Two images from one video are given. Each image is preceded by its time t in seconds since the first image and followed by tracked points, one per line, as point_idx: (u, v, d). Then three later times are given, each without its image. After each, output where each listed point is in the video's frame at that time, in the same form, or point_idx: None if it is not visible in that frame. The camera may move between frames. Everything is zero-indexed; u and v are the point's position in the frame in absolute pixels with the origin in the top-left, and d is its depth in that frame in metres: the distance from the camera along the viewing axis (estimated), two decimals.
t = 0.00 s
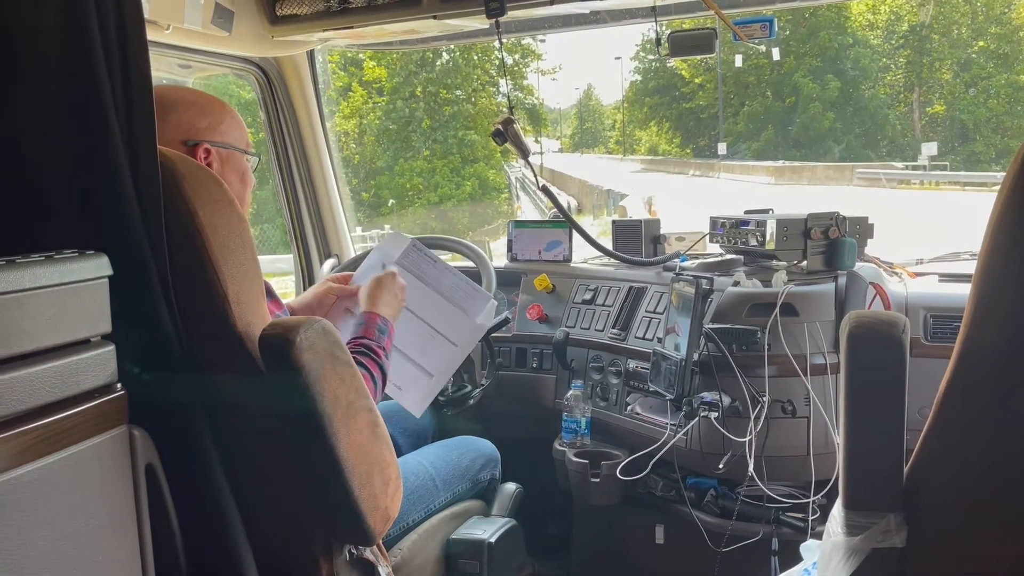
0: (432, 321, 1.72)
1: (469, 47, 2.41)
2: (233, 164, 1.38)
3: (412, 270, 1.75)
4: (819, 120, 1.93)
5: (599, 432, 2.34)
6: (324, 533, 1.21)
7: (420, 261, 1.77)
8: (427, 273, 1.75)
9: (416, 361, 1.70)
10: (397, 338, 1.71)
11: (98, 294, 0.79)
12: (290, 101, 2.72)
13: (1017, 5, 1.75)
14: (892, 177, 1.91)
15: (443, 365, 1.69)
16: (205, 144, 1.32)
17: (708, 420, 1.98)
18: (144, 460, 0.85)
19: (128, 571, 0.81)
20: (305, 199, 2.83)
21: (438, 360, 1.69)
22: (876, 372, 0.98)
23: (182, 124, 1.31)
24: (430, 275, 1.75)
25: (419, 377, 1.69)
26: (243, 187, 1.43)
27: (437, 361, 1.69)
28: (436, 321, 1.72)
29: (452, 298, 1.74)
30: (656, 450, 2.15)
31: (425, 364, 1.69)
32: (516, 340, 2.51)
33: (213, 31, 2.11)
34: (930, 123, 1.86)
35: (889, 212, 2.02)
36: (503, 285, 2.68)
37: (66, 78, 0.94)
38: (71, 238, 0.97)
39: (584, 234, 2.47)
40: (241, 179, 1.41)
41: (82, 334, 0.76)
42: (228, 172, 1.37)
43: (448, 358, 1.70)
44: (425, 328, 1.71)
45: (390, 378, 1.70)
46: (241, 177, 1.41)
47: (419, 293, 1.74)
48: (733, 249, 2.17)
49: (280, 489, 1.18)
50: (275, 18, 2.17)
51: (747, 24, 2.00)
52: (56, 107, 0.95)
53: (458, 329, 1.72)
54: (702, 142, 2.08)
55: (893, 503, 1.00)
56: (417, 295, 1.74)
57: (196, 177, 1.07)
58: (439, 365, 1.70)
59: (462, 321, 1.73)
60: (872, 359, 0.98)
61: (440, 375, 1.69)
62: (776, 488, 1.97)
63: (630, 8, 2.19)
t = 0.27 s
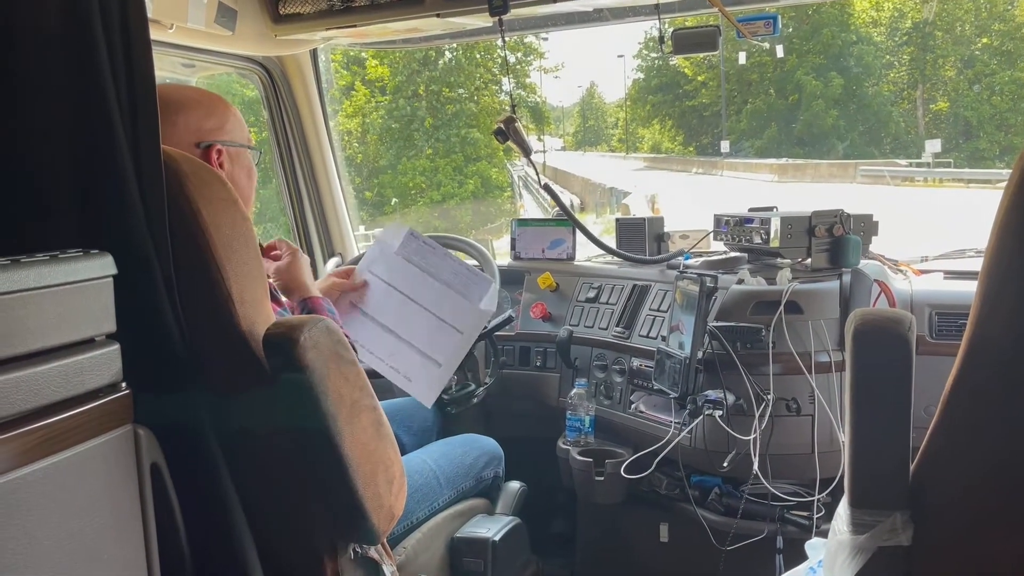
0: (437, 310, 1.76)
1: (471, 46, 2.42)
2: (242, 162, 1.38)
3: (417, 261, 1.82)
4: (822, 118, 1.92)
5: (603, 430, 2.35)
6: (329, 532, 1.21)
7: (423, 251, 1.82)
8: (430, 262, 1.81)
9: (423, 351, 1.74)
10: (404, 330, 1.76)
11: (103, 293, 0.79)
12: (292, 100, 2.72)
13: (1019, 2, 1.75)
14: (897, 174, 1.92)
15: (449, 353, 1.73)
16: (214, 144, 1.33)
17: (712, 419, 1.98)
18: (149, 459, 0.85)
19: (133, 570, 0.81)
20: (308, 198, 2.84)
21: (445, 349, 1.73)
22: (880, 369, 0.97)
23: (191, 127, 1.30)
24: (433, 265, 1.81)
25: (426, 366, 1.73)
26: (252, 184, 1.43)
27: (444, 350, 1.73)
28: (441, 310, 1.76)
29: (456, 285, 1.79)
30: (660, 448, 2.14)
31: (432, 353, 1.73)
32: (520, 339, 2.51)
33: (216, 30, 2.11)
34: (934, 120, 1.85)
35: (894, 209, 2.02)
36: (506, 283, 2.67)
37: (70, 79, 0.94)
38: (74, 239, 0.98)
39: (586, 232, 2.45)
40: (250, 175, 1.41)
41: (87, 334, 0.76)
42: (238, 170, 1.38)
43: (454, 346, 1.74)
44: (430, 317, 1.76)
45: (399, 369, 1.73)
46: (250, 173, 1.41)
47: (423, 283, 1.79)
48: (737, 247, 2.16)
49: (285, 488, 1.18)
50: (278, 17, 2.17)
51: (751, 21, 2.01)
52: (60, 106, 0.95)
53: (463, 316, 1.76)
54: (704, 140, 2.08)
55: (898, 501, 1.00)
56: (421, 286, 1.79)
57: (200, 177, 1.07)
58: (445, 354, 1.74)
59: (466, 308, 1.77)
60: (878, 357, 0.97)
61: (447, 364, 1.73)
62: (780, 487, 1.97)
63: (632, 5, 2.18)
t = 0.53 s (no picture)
0: (438, 312, 1.82)
1: (472, 44, 2.41)
2: (249, 159, 1.38)
3: (418, 271, 1.90)
4: (823, 115, 1.92)
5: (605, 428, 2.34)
6: (331, 530, 1.21)
7: (424, 264, 1.91)
8: (431, 271, 1.89)
9: (424, 348, 1.76)
10: (405, 329, 1.78)
11: (104, 292, 0.79)
12: (293, 98, 2.72)
13: None
14: (899, 171, 1.91)
15: (451, 348, 1.76)
16: (222, 144, 1.32)
17: (714, 416, 1.98)
18: (150, 458, 0.85)
19: (135, 569, 0.81)
20: (309, 196, 2.83)
21: (446, 345, 1.76)
22: (883, 366, 0.97)
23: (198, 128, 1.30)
24: (434, 274, 1.89)
25: (427, 361, 1.74)
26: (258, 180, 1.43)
27: (446, 345, 1.76)
28: (442, 312, 1.82)
29: (457, 290, 1.86)
30: (662, 446, 2.14)
31: (434, 349, 1.75)
32: (521, 337, 2.51)
33: (217, 28, 2.11)
34: (936, 117, 1.85)
35: (896, 206, 2.01)
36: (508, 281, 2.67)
37: (70, 78, 0.94)
38: (74, 237, 0.97)
39: (587, 229, 2.44)
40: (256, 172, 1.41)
41: (88, 332, 0.76)
42: (246, 169, 1.38)
43: (456, 342, 1.77)
44: (432, 318, 1.80)
45: (399, 365, 1.73)
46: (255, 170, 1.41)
47: (425, 289, 1.86)
48: (738, 245, 2.15)
49: (286, 486, 1.18)
50: (278, 15, 2.17)
51: (752, 19, 2.00)
52: (60, 106, 0.95)
53: (464, 317, 1.82)
54: (706, 138, 2.09)
55: (901, 498, 1.00)
56: (422, 291, 1.85)
57: (202, 176, 1.06)
58: (447, 350, 1.76)
59: (468, 309, 1.83)
60: (881, 355, 0.97)
61: (448, 359, 1.74)
62: (782, 484, 1.97)
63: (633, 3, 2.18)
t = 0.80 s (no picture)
0: (435, 313, 1.82)
1: (472, 42, 2.40)
2: (245, 160, 1.38)
3: (414, 272, 1.89)
4: (823, 113, 1.92)
5: (605, 426, 2.34)
6: (331, 528, 1.21)
7: (420, 265, 1.91)
8: (427, 272, 1.89)
9: (423, 350, 1.76)
10: (403, 332, 1.79)
11: (104, 291, 0.79)
12: (292, 96, 2.72)
13: None
14: (898, 169, 1.92)
15: (450, 348, 1.77)
16: (216, 147, 1.32)
17: (714, 414, 1.98)
18: (151, 456, 0.86)
19: (136, 568, 0.81)
20: (309, 194, 2.84)
21: (444, 346, 1.77)
22: (882, 363, 0.97)
23: (191, 131, 1.29)
24: (430, 275, 1.89)
25: (426, 363, 1.75)
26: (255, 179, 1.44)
27: (444, 347, 1.77)
28: (440, 313, 1.82)
29: (454, 290, 1.86)
30: (662, 444, 2.15)
31: (432, 351, 1.76)
32: (521, 335, 2.51)
33: (216, 27, 2.11)
34: (936, 115, 1.85)
35: (896, 203, 2.01)
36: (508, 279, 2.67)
37: (70, 78, 0.94)
38: (75, 237, 0.97)
39: (587, 227, 2.44)
40: (253, 172, 1.42)
41: (88, 331, 0.76)
42: (242, 170, 1.38)
43: (454, 343, 1.78)
44: (430, 320, 1.81)
45: (399, 368, 1.74)
46: (252, 169, 1.41)
47: (422, 291, 1.86)
48: (738, 242, 2.18)
49: (286, 484, 1.18)
50: (278, 14, 2.16)
51: (752, 17, 1.98)
52: (59, 105, 0.95)
53: (462, 317, 1.82)
54: (706, 136, 2.09)
55: (900, 495, 1.00)
56: (419, 293, 1.86)
57: (202, 175, 1.06)
58: (445, 351, 1.77)
59: (465, 310, 1.83)
60: (880, 352, 0.97)
61: (447, 360, 1.75)
62: (782, 482, 1.97)
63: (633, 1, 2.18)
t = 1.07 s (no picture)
0: (432, 312, 1.82)
1: (472, 40, 2.39)
2: (231, 167, 1.37)
3: (411, 271, 1.89)
4: (823, 111, 1.92)
5: (604, 425, 2.34)
6: (330, 527, 1.21)
7: (417, 265, 1.91)
8: (423, 271, 1.89)
9: (420, 348, 1.77)
10: (400, 330, 1.80)
11: (102, 290, 0.79)
12: (291, 95, 2.72)
13: None
14: (897, 167, 1.91)
15: (446, 345, 1.77)
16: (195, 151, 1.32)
17: (714, 413, 1.97)
18: (149, 455, 0.86)
19: (135, 567, 0.81)
20: (308, 193, 2.83)
21: (441, 343, 1.77)
22: (880, 362, 0.97)
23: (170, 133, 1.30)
24: (427, 273, 1.88)
25: (423, 361, 1.75)
26: (247, 187, 1.43)
27: (440, 344, 1.77)
28: (436, 311, 1.82)
29: (450, 288, 1.86)
30: (661, 442, 2.15)
31: (429, 348, 1.76)
32: (520, 334, 2.50)
33: (214, 26, 2.11)
34: (935, 112, 1.85)
35: (895, 201, 2.01)
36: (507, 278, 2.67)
37: (66, 78, 0.94)
38: (72, 237, 0.97)
39: (586, 227, 2.45)
40: (242, 180, 1.41)
41: (86, 331, 0.76)
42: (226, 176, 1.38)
43: (451, 340, 1.77)
44: (427, 318, 1.81)
45: (397, 367, 1.74)
46: (241, 177, 1.41)
47: (418, 290, 1.86)
48: (738, 240, 2.19)
49: (286, 484, 1.18)
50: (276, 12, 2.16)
51: (750, 15, 1.93)
52: (56, 105, 0.94)
53: (458, 314, 1.81)
54: (705, 134, 2.09)
55: (899, 493, 1.00)
56: (416, 291, 1.86)
57: (199, 175, 1.06)
58: (442, 348, 1.77)
59: (461, 307, 1.83)
60: (878, 350, 0.97)
61: (444, 358, 1.75)
62: (782, 480, 1.97)
63: None
